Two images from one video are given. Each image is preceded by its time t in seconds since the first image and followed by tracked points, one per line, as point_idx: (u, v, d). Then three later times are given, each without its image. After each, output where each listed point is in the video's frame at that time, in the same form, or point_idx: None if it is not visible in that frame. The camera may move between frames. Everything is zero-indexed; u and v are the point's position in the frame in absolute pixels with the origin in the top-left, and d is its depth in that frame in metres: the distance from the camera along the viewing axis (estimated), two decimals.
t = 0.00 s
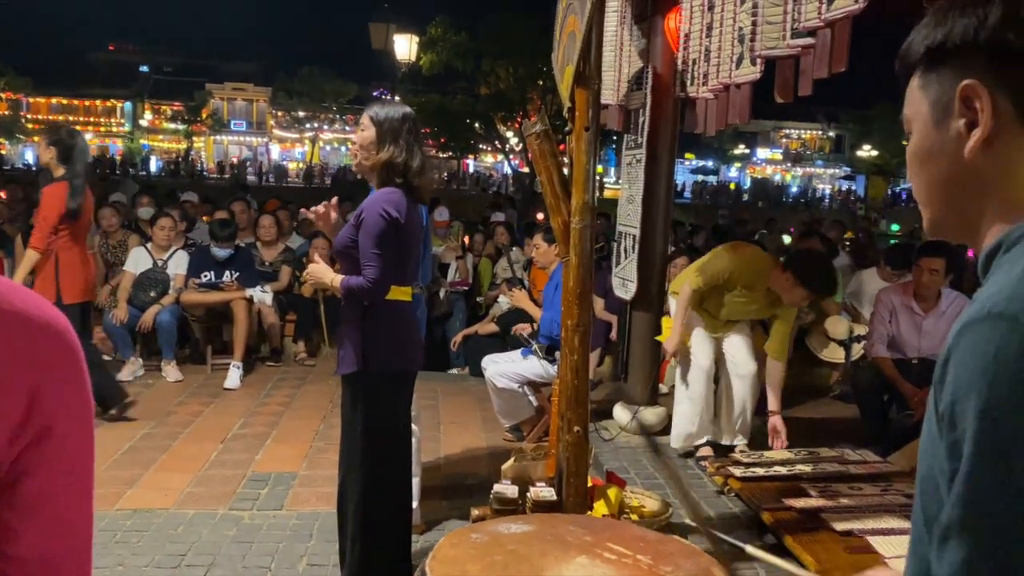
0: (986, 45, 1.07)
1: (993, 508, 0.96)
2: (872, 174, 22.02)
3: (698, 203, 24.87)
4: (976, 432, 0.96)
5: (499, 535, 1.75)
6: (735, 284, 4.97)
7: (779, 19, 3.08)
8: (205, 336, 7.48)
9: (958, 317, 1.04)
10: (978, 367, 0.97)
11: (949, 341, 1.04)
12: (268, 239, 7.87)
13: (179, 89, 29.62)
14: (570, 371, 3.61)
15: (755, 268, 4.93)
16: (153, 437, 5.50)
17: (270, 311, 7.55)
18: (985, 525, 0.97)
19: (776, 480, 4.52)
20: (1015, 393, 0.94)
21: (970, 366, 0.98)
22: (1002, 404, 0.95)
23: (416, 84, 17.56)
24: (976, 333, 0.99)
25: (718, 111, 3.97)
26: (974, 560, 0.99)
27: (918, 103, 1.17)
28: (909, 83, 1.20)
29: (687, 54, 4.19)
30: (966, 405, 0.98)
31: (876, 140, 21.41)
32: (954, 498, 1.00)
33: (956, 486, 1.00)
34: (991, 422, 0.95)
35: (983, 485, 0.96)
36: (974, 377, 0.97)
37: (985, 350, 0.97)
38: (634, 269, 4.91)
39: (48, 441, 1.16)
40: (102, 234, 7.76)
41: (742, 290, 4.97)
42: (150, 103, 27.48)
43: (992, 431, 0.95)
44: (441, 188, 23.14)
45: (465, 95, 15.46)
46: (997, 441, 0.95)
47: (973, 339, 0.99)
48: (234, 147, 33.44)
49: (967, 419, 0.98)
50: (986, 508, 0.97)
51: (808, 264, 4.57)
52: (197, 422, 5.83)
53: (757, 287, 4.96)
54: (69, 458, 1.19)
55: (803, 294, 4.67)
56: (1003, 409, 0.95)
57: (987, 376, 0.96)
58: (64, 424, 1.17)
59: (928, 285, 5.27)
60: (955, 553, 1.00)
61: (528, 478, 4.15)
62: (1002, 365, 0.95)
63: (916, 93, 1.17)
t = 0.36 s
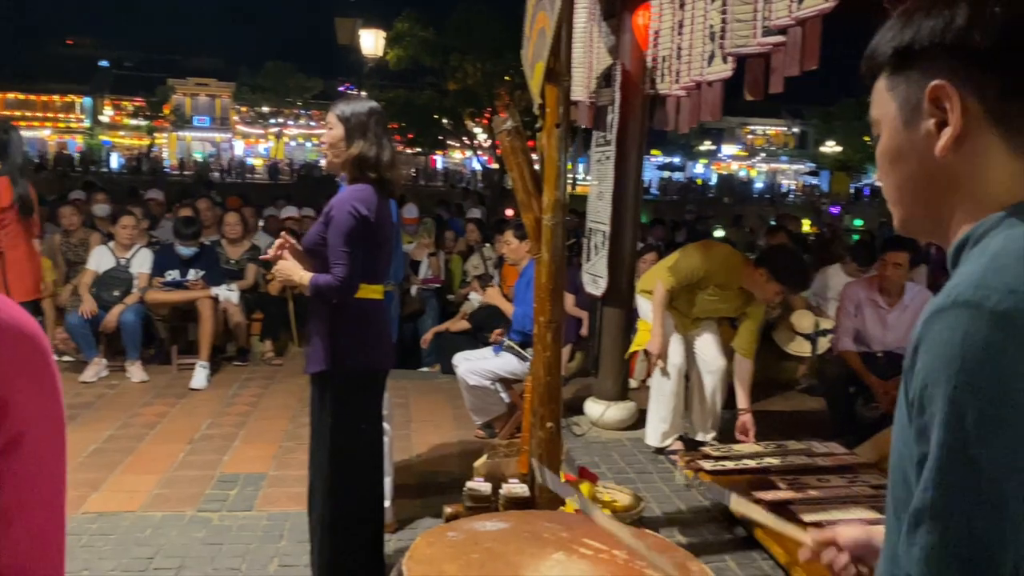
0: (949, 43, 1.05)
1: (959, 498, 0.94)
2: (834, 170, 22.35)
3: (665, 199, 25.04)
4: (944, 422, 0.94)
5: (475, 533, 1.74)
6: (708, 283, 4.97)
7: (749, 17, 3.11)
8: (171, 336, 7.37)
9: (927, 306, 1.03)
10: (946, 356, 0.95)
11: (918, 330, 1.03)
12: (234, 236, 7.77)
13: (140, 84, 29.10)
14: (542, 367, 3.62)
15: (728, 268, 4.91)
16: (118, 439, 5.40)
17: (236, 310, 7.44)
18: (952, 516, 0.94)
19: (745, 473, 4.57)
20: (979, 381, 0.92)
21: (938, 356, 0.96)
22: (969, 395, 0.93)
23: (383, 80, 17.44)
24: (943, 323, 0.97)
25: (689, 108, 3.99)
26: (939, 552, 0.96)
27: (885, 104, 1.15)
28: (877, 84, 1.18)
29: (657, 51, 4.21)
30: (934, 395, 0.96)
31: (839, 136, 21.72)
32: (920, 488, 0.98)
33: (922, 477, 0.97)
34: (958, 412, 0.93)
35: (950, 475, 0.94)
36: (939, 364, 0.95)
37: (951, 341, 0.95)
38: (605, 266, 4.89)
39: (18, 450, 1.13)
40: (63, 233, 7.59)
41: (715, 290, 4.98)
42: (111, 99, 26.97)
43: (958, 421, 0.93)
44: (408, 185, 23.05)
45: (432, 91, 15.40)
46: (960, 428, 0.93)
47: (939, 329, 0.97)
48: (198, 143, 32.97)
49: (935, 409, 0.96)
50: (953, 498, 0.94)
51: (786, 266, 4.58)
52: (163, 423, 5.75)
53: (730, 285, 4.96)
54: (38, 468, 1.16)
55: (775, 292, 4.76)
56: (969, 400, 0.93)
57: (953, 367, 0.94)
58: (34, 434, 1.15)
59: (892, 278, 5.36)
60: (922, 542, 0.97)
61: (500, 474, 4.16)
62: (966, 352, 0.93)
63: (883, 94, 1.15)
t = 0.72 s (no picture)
0: (916, 37, 1.02)
1: (948, 490, 0.92)
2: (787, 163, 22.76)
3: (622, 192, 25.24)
4: (932, 413, 0.92)
5: (449, 527, 1.75)
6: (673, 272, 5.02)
7: (710, 14, 3.15)
8: (126, 334, 7.23)
9: (908, 299, 1.01)
10: (933, 347, 0.93)
11: (899, 324, 1.00)
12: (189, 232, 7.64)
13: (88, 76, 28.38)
14: (508, 361, 3.65)
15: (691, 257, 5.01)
16: (74, 440, 5.29)
17: (194, 307, 7.33)
18: (939, 508, 0.92)
19: (707, 462, 4.64)
20: (969, 372, 0.91)
21: (925, 346, 0.94)
22: (958, 386, 0.91)
23: (339, 72, 17.28)
24: (929, 314, 0.95)
25: (652, 103, 4.02)
26: (925, 545, 0.93)
27: (850, 105, 1.10)
28: (836, 85, 1.13)
29: (619, 47, 4.26)
30: (921, 386, 0.94)
31: (791, 130, 22.09)
32: (905, 479, 0.96)
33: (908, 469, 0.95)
34: (947, 403, 0.91)
35: (939, 465, 0.92)
36: (928, 357, 0.93)
37: (939, 331, 0.93)
38: (567, 260, 4.95)
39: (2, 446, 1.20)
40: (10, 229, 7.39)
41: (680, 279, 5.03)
42: (57, 91, 26.26)
43: (947, 412, 0.91)
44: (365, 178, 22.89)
45: (389, 83, 15.31)
46: (951, 420, 0.91)
47: (925, 319, 0.95)
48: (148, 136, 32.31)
49: (921, 400, 0.94)
50: (940, 490, 0.92)
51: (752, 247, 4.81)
52: (120, 423, 5.64)
53: (694, 273, 5.03)
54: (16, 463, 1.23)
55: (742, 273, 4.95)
56: (959, 392, 0.91)
57: (941, 358, 0.92)
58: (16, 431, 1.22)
59: (846, 270, 5.50)
60: (905, 533, 0.95)
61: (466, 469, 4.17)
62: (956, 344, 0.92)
63: (846, 96, 1.10)
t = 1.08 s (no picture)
0: (879, 38, 1.06)
1: (913, 482, 0.92)
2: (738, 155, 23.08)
3: (578, 184, 25.35)
4: (900, 405, 0.92)
5: (421, 517, 1.77)
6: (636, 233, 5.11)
7: (670, 8, 3.21)
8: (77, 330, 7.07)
9: (876, 295, 1.01)
10: (900, 340, 0.93)
11: (867, 320, 1.00)
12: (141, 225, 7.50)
13: (28, 65, 27.49)
14: (472, 353, 3.67)
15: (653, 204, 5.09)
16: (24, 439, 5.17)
17: (147, 302, 7.20)
18: (906, 499, 0.92)
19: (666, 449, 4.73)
20: (933, 368, 0.91)
21: (893, 340, 0.94)
22: (925, 380, 0.91)
23: (291, 62, 17.02)
24: (897, 308, 0.95)
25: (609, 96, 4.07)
26: (892, 532, 0.94)
27: (817, 105, 1.12)
28: (799, 85, 1.15)
29: (578, 40, 4.29)
30: (889, 378, 0.94)
31: (742, 123, 22.42)
32: (872, 470, 0.96)
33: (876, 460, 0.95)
34: (914, 396, 0.91)
35: (906, 456, 0.92)
36: (894, 353, 0.94)
37: (906, 324, 0.93)
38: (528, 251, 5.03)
39: None
40: None
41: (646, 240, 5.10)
42: None
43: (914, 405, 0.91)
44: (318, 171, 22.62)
45: (342, 74, 15.13)
46: (917, 415, 0.91)
47: (893, 312, 0.95)
48: (93, 127, 31.45)
49: (889, 393, 0.94)
50: (907, 481, 0.92)
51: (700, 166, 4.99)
52: (73, 421, 5.53)
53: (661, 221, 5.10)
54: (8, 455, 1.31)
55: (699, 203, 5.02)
56: (926, 385, 0.91)
57: (908, 351, 0.92)
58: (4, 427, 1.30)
59: (799, 260, 5.64)
60: (874, 522, 0.95)
61: (429, 460, 4.18)
62: (921, 342, 0.92)
63: (812, 95, 1.13)
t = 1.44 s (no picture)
0: (848, 34, 1.10)
1: (895, 458, 0.96)
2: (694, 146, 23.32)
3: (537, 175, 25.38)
4: (877, 386, 0.97)
5: (398, 505, 1.79)
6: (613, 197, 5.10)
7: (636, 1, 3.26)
8: (30, 325, 6.91)
9: (850, 283, 1.06)
10: (875, 325, 0.98)
11: (841, 306, 1.05)
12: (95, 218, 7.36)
13: None
14: (439, 344, 3.68)
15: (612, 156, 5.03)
16: None
17: (103, 296, 7.07)
18: (887, 476, 0.97)
19: (630, 436, 4.81)
20: (909, 346, 0.95)
21: (868, 324, 0.99)
22: (900, 360, 0.96)
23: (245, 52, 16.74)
24: (871, 293, 1.00)
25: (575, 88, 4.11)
26: (884, 508, 0.97)
27: (788, 99, 1.16)
28: (770, 79, 1.19)
29: (543, 31, 4.32)
30: (866, 361, 0.99)
31: (698, 114, 22.68)
32: (856, 451, 1.00)
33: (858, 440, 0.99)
34: (892, 377, 0.96)
35: (885, 434, 0.96)
36: (871, 335, 0.98)
37: (881, 309, 0.98)
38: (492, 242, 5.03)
39: None
40: None
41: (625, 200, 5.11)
42: None
43: (892, 385, 0.96)
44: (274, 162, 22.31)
45: (299, 64, 14.93)
46: (897, 391, 0.96)
47: (868, 298, 1.00)
48: (39, 117, 30.59)
49: (868, 374, 0.99)
50: (888, 458, 0.97)
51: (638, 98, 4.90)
52: (28, 417, 5.41)
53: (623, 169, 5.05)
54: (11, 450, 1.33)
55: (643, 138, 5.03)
56: (901, 366, 0.96)
57: (885, 334, 0.97)
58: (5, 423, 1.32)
59: (758, 247, 5.78)
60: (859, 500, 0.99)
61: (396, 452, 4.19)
62: (895, 322, 0.96)
63: (783, 90, 1.16)
